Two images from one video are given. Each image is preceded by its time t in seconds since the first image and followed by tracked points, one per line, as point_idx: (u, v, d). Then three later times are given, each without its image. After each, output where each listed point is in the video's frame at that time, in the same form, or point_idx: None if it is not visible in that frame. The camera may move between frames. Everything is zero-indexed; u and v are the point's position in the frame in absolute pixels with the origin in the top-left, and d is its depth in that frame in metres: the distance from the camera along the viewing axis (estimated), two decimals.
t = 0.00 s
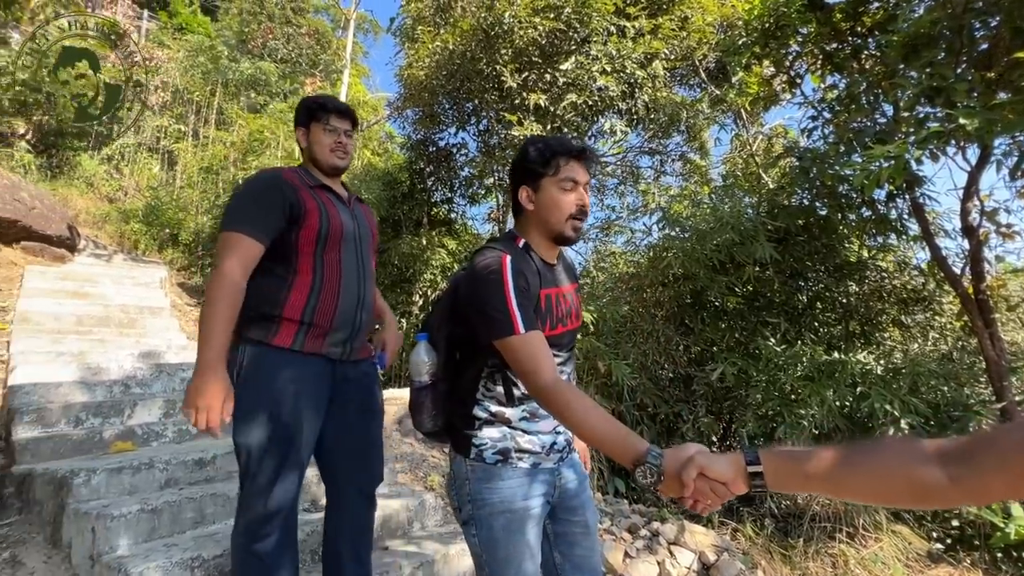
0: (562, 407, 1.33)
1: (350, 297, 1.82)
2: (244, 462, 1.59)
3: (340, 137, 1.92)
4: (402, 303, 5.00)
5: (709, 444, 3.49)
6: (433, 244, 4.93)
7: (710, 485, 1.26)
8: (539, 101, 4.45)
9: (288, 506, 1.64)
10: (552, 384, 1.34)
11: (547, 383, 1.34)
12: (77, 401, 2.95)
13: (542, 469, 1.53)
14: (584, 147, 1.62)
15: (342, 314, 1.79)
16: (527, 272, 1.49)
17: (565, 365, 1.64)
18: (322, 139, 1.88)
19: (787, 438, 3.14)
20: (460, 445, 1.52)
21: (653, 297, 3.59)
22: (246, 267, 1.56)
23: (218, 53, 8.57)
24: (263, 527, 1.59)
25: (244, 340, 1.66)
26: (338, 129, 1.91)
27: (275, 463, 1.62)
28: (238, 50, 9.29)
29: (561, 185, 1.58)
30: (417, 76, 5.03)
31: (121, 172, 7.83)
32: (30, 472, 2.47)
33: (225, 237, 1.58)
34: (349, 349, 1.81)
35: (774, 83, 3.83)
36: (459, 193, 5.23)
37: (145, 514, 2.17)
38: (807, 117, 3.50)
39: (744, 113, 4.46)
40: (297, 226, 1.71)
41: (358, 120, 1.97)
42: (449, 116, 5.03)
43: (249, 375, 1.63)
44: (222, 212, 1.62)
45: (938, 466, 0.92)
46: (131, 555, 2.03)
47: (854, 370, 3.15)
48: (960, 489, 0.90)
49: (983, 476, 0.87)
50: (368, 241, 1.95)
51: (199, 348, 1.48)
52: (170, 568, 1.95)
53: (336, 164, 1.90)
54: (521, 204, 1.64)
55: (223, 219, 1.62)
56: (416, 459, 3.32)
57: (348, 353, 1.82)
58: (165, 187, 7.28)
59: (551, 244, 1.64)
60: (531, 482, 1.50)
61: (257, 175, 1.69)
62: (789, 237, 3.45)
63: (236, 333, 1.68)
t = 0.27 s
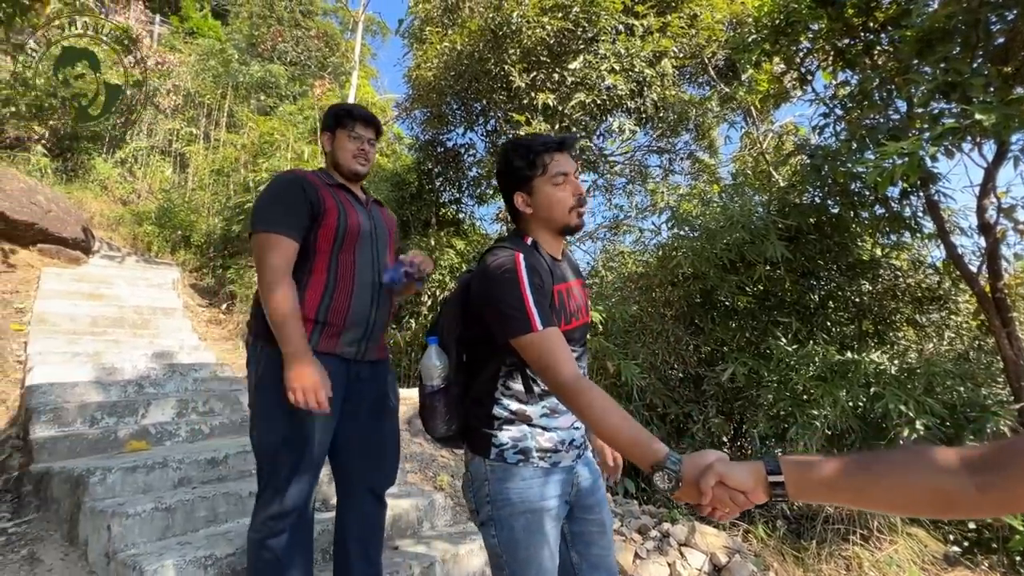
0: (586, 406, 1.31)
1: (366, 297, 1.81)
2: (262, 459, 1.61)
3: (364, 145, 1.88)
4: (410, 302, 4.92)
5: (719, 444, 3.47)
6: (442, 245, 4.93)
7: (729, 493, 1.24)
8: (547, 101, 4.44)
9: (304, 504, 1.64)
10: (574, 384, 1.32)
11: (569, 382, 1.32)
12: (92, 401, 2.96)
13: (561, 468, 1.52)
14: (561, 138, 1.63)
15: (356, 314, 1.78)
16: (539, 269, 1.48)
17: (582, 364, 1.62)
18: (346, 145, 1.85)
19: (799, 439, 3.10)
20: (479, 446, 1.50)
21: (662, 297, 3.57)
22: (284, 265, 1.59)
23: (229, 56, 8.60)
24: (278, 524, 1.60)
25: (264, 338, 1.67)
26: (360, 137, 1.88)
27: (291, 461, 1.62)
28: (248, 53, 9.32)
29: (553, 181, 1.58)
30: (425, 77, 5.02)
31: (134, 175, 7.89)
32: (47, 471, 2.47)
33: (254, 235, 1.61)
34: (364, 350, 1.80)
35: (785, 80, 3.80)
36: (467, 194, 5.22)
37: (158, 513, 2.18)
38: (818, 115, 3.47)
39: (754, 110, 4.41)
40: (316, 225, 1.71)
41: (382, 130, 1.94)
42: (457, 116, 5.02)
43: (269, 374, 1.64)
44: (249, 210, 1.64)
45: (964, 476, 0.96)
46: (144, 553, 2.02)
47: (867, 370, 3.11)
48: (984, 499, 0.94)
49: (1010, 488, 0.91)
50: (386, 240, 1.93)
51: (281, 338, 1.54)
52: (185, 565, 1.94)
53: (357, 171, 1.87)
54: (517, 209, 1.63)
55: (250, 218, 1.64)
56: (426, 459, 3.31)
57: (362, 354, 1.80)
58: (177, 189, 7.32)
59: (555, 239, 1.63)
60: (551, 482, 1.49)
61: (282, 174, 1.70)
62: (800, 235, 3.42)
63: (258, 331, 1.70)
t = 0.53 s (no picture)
0: (599, 403, 1.30)
1: (373, 300, 1.80)
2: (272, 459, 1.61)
3: (368, 152, 1.84)
4: (418, 303, 4.93)
5: (728, 445, 3.44)
6: (449, 245, 4.92)
7: (745, 491, 1.23)
8: (554, 100, 4.43)
9: (314, 503, 1.64)
10: (587, 381, 1.32)
11: (582, 380, 1.32)
12: (106, 401, 2.98)
13: (573, 467, 1.51)
14: (563, 138, 1.61)
15: (364, 317, 1.77)
16: (546, 270, 1.46)
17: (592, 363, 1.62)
18: (351, 152, 1.82)
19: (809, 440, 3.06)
20: (491, 446, 1.50)
21: (671, 296, 3.54)
22: (290, 271, 1.60)
23: (237, 59, 8.61)
24: (287, 524, 1.60)
25: (272, 341, 1.68)
26: (366, 144, 1.83)
27: (299, 461, 1.62)
28: (257, 55, 9.33)
29: (553, 183, 1.57)
30: (432, 78, 5.02)
31: (146, 177, 7.94)
32: (62, 469, 2.49)
33: (262, 242, 1.64)
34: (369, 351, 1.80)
35: (794, 78, 3.78)
36: (475, 194, 5.21)
37: (171, 511, 2.19)
38: (828, 112, 3.43)
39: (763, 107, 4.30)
40: (321, 230, 1.71)
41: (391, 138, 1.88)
42: (464, 117, 5.01)
43: (277, 375, 1.64)
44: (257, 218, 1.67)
45: (982, 476, 0.94)
46: (158, 551, 2.03)
47: (878, 370, 3.09)
48: (1003, 499, 0.92)
49: None
50: (394, 242, 1.90)
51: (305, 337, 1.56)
52: (198, 563, 1.94)
53: (360, 177, 1.84)
54: (518, 211, 1.63)
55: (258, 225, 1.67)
56: (434, 459, 3.31)
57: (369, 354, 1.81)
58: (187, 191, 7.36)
59: (559, 240, 1.62)
60: (563, 481, 1.48)
61: (288, 181, 1.72)
62: (810, 234, 3.39)
63: (267, 334, 1.71)
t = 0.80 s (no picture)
0: (606, 402, 1.28)
1: (372, 299, 1.78)
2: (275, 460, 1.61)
3: (365, 161, 1.81)
4: (425, 303, 4.95)
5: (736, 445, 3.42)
6: (455, 245, 4.92)
7: (754, 491, 1.21)
8: (561, 99, 4.41)
9: (319, 503, 1.63)
10: (595, 380, 1.30)
11: (590, 379, 1.30)
12: (117, 400, 2.98)
13: (579, 467, 1.50)
14: (573, 139, 1.60)
15: (364, 316, 1.75)
16: (553, 270, 1.45)
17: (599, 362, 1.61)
18: (346, 159, 1.80)
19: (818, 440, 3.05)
20: (497, 446, 1.49)
21: (678, 296, 3.52)
22: (279, 279, 1.60)
23: (245, 61, 8.62)
24: (293, 524, 1.59)
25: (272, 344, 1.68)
26: (362, 151, 1.80)
27: (303, 460, 1.61)
28: (264, 57, 9.34)
29: (561, 183, 1.55)
30: (438, 77, 5.01)
31: (155, 178, 7.97)
32: (73, 467, 2.50)
33: (253, 248, 1.63)
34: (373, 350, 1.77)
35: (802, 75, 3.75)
36: (481, 194, 5.20)
37: (181, 509, 2.19)
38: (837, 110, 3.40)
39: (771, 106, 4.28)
40: (314, 233, 1.70)
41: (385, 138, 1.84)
42: (470, 116, 5.00)
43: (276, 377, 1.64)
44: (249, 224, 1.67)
45: (997, 477, 0.93)
46: (169, 549, 2.03)
47: (888, 370, 3.06)
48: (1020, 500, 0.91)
49: None
50: (391, 241, 1.89)
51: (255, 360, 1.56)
52: (206, 561, 1.94)
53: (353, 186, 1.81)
54: (527, 210, 1.62)
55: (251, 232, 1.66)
56: (441, 459, 3.30)
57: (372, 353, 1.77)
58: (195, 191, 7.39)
59: (566, 240, 1.61)
60: (569, 481, 1.47)
61: (281, 186, 1.72)
62: (819, 233, 3.37)
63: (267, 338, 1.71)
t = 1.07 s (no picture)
0: (612, 398, 1.27)
1: (367, 299, 1.77)
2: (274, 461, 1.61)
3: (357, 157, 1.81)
4: (429, 302, 4.93)
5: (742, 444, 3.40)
6: (460, 244, 4.90)
7: (760, 487, 1.21)
8: (566, 97, 4.40)
9: (320, 502, 1.63)
10: (601, 374, 1.29)
11: (597, 372, 1.29)
12: (124, 398, 2.99)
13: (584, 466, 1.49)
14: (581, 139, 1.59)
15: (358, 316, 1.74)
16: (558, 266, 1.45)
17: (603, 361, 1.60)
18: (339, 156, 1.79)
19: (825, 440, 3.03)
20: (501, 445, 1.48)
21: (683, 295, 3.50)
22: (265, 282, 1.59)
23: (250, 61, 8.62)
24: (294, 524, 1.58)
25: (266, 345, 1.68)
26: (355, 148, 1.80)
27: (303, 460, 1.61)
28: (270, 57, 9.35)
29: (567, 182, 1.54)
30: (443, 76, 5.00)
31: (162, 178, 7.99)
32: (82, 465, 2.51)
33: (241, 250, 1.63)
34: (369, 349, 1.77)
35: (809, 73, 3.72)
36: (485, 193, 5.19)
37: (188, 507, 2.19)
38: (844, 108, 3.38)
39: (777, 104, 4.31)
40: (306, 234, 1.69)
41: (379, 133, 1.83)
42: (475, 115, 4.99)
43: (271, 378, 1.64)
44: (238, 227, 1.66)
45: (1011, 479, 0.92)
46: (175, 546, 2.03)
47: (896, 369, 3.04)
48: None
49: None
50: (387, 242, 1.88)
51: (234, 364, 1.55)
52: (212, 558, 1.94)
53: (345, 182, 1.80)
54: (532, 208, 1.61)
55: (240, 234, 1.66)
56: (445, 457, 3.29)
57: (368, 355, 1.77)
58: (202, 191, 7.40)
59: (571, 239, 1.60)
60: (574, 480, 1.46)
61: (271, 187, 1.71)
62: (826, 232, 3.34)
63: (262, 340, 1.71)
